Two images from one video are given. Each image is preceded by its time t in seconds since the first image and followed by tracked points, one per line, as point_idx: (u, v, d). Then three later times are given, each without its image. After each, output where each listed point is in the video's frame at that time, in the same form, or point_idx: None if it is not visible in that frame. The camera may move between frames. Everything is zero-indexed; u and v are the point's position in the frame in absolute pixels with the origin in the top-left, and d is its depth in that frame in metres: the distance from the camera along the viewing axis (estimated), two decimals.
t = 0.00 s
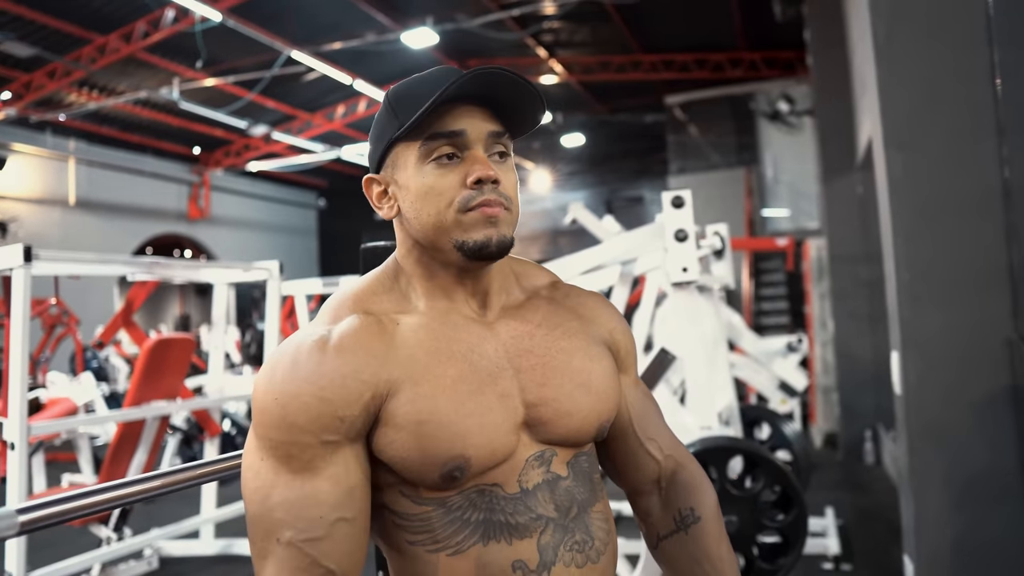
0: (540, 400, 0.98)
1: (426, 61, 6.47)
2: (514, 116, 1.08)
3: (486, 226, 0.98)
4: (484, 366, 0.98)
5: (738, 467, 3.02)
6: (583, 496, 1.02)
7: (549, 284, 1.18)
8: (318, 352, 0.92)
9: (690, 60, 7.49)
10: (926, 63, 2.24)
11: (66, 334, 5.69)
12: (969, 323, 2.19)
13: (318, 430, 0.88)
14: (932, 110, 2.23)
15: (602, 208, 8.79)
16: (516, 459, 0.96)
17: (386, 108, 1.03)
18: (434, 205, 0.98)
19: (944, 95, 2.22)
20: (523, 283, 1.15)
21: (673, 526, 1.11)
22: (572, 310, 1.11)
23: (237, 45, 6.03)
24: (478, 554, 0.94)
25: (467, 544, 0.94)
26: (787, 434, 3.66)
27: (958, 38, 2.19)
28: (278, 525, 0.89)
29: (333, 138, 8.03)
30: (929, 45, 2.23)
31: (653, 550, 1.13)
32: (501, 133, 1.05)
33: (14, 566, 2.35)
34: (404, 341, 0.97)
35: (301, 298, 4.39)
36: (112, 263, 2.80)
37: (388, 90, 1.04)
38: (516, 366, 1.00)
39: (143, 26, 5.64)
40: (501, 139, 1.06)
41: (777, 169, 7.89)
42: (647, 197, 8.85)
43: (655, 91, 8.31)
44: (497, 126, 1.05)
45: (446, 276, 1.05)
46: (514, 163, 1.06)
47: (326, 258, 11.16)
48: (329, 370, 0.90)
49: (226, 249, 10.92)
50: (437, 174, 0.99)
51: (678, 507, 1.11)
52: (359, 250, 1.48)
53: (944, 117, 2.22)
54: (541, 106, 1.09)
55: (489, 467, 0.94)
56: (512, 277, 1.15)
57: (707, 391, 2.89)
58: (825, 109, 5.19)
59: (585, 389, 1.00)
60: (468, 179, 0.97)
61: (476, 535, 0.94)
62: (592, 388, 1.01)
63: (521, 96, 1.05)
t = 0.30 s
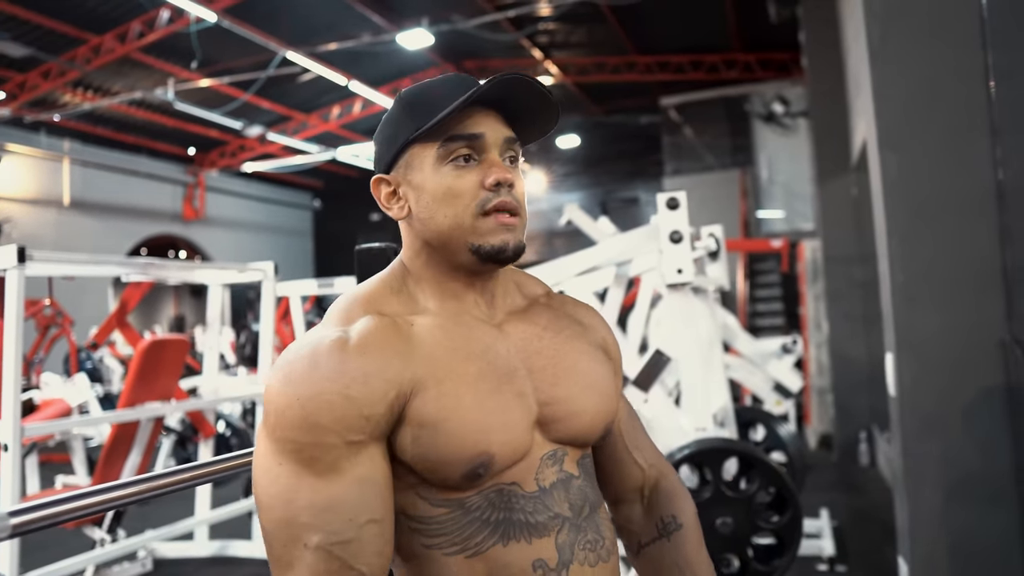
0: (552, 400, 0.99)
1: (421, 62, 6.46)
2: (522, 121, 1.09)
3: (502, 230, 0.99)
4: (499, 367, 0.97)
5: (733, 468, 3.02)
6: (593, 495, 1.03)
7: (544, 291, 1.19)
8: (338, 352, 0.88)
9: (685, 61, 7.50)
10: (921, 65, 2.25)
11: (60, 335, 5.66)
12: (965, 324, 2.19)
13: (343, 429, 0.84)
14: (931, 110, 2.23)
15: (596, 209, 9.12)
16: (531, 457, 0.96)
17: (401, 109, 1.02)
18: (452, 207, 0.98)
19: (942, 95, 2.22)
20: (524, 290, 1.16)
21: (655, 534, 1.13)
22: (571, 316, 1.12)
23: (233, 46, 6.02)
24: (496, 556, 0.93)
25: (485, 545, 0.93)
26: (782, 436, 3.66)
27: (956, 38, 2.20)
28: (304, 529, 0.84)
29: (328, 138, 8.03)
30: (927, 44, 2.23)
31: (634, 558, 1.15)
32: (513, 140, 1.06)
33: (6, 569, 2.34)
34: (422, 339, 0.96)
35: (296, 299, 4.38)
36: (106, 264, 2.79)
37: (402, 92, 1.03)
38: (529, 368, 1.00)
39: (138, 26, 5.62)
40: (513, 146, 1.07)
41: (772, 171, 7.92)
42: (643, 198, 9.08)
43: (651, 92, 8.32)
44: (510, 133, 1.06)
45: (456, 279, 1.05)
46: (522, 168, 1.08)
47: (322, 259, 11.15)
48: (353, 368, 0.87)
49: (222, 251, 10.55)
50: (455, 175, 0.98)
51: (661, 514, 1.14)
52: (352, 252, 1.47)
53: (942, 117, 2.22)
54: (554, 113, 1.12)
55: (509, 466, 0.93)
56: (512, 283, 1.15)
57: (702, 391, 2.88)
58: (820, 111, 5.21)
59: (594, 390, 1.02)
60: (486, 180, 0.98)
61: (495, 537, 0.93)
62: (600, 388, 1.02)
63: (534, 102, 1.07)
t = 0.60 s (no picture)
0: (564, 399, 0.98)
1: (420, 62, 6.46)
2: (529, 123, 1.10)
3: (517, 223, 0.99)
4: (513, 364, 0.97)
5: (732, 469, 3.02)
6: (601, 500, 1.02)
7: (547, 297, 1.19)
8: (356, 345, 0.87)
9: (683, 61, 7.50)
10: (919, 66, 2.25)
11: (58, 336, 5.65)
12: (963, 325, 2.20)
13: (361, 421, 0.83)
14: (929, 111, 2.23)
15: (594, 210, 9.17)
16: (542, 458, 0.95)
17: (412, 108, 1.02)
18: (466, 201, 0.98)
19: (941, 95, 2.22)
20: (529, 295, 1.15)
21: (659, 544, 1.14)
22: (576, 321, 1.13)
23: (231, 47, 6.01)
24: (506, 559, 0.91)
25: (494, 548, 0.91)
26: (779, 436, 3.66)
27: (955, 38, 2.20)
28: (323, 523, 0.82)
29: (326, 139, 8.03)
30: (925, 45, 2.24)
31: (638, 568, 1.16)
32: (523, 141, 1.07)
33: (3, 570, 2.33)
34: (436, 336, 0.95)
35: (294, 300, 4.38)
36: (103, 265, 2.78)
37: (413, 92, 1.03)
38: (541, 368, 1.00)
39: (135, 26, 5.60)
40: (522, 146, 1.07)
41: (770, 172, 7.93)
42: (641, 199, 9.09)
43: (649, 92, 8.33)
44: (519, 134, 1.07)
45: (466, 276, 1.04)
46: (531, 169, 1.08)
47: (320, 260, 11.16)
48: (370, 361, 0.86)
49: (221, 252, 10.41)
50: (469, 170, 0.98)
51: (665, 524, 1.15)
52: (349, 253, 1.47)
53: (941, 118, 2.22)
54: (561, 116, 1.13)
55: (522, 462, 0.92)
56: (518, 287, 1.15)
57: (701, 391, 2.88)
58: (818, 112, 5.21)
59: (603, 391, 1.02)
60: (499, 176, 0.98)
61: (506, 538, 0.91)
62: (608, 389, 1.02)
63: (543, 103, 1.08)
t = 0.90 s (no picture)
0: (567, 401, 0.98)
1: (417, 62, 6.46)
2: (532, 119, 1.11)
3: (520, 219, 0.99)
4: (514, 366, 0.97)
5: (729, 469, 3.02)
6: (604, 503, 1.02)
7: (550, 297, 1.19)
8: (355, 347, 0.87)
9: (680, 62, 7.51)
10: (916, 67, 2.25)
11: (54, 337, 5.63)
12: (961, 325, 2.20)
13: (359, 424, 0.83)
14: (926, 113, 2.24)
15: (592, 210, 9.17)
16: (544, 461, 0.94)
17: (411, 107, 1.02)
18: (468, 198, 0.98)
19: (937, 97, 2.22)
20: (532, 297, 1.15)
21: (659, 548, 1.14)
22: (579, 323, 1.12)
23: (228, 47, 6.00)
24: (506, 561, 0.91)
25: (495, 551, 0.91)
26: (777, 437, 3.67)
27: (952, 39, 2.20)
28: (317, 525, 0.82)
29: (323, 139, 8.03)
30: (922, 46, 2.24)
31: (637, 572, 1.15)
32: (524, 137, 1.07)
33: None
34: (436, 338, 0.95)
35: (291, 300, 4.37)
36: (100, 266, 2.77)
37: (412, 92, 1.04)
38: (543, 370, 0.99)
39: (132, 27, 5.60)
40: (523, 142, 1.07)
41: (768, 172, 7.94)
42: (638, 199, 9.09)
43: (647, 93, 8.33)
44: (520, 130, 1.07)
45: (468, 275, 1.04)
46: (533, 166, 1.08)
47: (318, 260, 11.16)
48: (369, 364, 0.86)
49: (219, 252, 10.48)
50: (470, 167, 0.98)
51: (665, 528, 1.15)
52: (344, 253, 1.48)
53: (937, 119, 2.22)
54: (563, 113, 1.13)
55: (524, 465, 0.92)
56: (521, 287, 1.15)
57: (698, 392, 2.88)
58: (814, 112, 5.22)
59: (605, 393, 1.01)
60: (502, 172, 0.98)
61: (506, 542, 0.91)
62: (611, 392, 1.02)
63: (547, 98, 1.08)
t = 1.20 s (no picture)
0: (560, 404, 0.98)
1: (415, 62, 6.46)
2: (523, 112, 1.11)
3: (514, 216, 0.98)
4: (507, 368, 0.96)
5: (725, 468, 3.02)
6: (599, 508, 1.02)
7: (546, 298, 1.19)
8: (341, 351, 0.87)
9: (678, 62, 7.51)
10: (911, 66, 2.25)
11: (51, 337, 5.61)
12: (957, 325, 2.20)
13: (338, 427, 0.83)
14: (921, 112, 2.24)
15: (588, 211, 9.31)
16: (538, 465, 0.94)
17: (403, 104, 1.02)
18: (460, 193, 0.97)
19: (932, 96, 2.22)
20: (528, 297, 1.15)
21: (674, 519, 1.16)
22: (575, 325, 1.12)
23: (225, 47, 5.99)
24: (501, 565, 0.91)
25: (488, 556, 0.91)
26: (773, 436, 3.68)
27: (947, 38, 2.20)
28: (282, 521, 0.82)
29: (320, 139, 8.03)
30: (918, 45, 2.24)
31: (655, 547, 1.17)
32: (517, 129, 1.07)
33: None
34: (426, 340, 0.94)
35: (288, 301, 4.36)
36: (96, 266, 2.77)
37: (402, 89, 1.04)
38: (538, 373, 0.99)
39: (128, 26, 5.59)
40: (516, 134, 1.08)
41: (765, 172, 7.83)
42: (635, 199, 9.09)
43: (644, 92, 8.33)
44: (512, 122, 1.07)
45: (464, 275, 1.04)
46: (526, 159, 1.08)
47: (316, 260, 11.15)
48: (354, 367, 0.86)
49: (216, 253, 10.41)
50: (462, 162, 0.98)
51: (676, 498, 1.18)
52: (339, 253, 1.48)
53: (933, 118, 2.22)
54: (555, 104, 1.13)
55: (516, 470, 0.92)
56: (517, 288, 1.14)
57: (694, 392, 2.88)
58: (811, 112, 5.23)
59: (599, 395, 1.01)
60: (494, 165, 0.98)
61: (500, 547, 0.91)
62: (604, 394, 1.02)
63: (537, 89, 1.08)
